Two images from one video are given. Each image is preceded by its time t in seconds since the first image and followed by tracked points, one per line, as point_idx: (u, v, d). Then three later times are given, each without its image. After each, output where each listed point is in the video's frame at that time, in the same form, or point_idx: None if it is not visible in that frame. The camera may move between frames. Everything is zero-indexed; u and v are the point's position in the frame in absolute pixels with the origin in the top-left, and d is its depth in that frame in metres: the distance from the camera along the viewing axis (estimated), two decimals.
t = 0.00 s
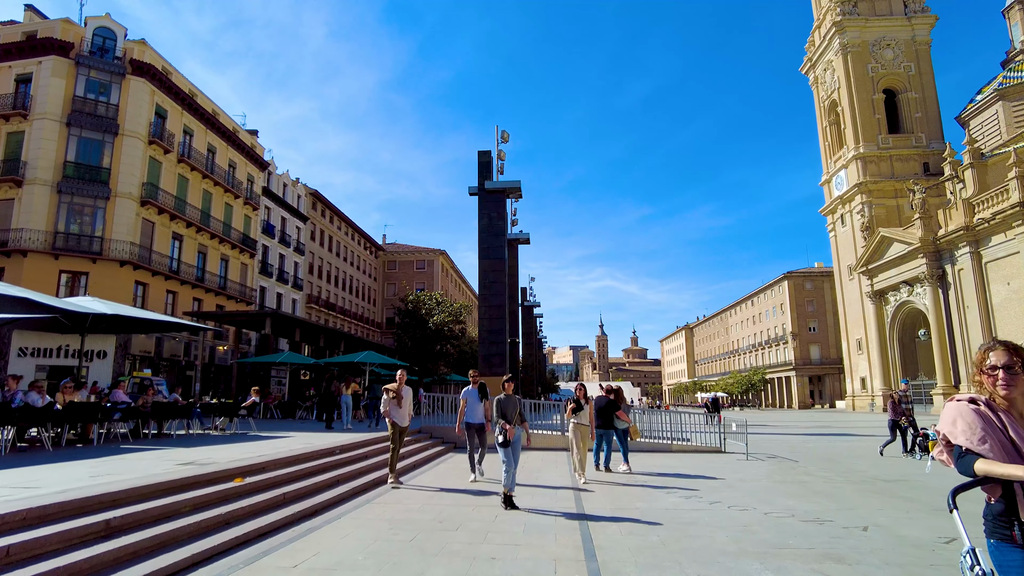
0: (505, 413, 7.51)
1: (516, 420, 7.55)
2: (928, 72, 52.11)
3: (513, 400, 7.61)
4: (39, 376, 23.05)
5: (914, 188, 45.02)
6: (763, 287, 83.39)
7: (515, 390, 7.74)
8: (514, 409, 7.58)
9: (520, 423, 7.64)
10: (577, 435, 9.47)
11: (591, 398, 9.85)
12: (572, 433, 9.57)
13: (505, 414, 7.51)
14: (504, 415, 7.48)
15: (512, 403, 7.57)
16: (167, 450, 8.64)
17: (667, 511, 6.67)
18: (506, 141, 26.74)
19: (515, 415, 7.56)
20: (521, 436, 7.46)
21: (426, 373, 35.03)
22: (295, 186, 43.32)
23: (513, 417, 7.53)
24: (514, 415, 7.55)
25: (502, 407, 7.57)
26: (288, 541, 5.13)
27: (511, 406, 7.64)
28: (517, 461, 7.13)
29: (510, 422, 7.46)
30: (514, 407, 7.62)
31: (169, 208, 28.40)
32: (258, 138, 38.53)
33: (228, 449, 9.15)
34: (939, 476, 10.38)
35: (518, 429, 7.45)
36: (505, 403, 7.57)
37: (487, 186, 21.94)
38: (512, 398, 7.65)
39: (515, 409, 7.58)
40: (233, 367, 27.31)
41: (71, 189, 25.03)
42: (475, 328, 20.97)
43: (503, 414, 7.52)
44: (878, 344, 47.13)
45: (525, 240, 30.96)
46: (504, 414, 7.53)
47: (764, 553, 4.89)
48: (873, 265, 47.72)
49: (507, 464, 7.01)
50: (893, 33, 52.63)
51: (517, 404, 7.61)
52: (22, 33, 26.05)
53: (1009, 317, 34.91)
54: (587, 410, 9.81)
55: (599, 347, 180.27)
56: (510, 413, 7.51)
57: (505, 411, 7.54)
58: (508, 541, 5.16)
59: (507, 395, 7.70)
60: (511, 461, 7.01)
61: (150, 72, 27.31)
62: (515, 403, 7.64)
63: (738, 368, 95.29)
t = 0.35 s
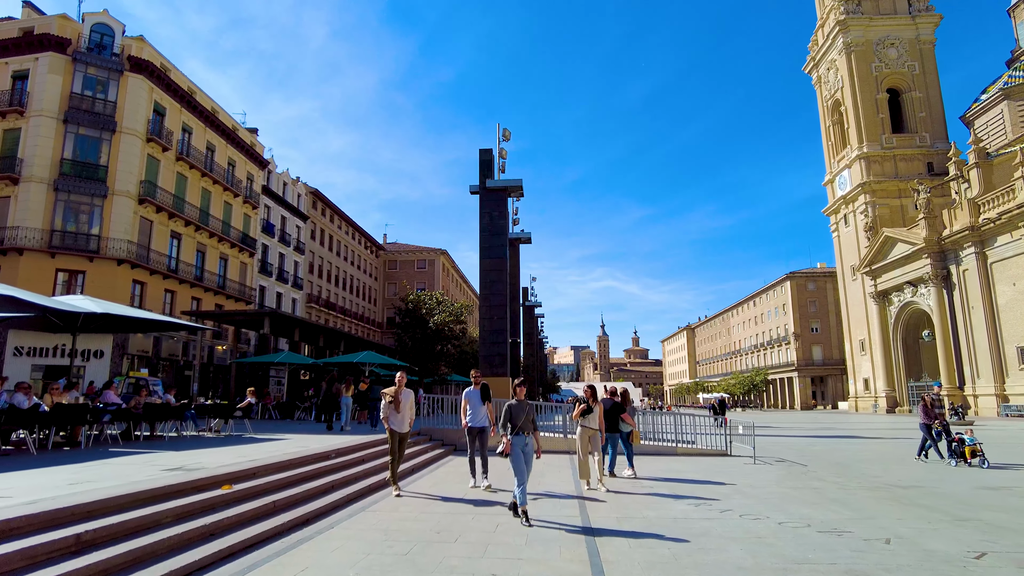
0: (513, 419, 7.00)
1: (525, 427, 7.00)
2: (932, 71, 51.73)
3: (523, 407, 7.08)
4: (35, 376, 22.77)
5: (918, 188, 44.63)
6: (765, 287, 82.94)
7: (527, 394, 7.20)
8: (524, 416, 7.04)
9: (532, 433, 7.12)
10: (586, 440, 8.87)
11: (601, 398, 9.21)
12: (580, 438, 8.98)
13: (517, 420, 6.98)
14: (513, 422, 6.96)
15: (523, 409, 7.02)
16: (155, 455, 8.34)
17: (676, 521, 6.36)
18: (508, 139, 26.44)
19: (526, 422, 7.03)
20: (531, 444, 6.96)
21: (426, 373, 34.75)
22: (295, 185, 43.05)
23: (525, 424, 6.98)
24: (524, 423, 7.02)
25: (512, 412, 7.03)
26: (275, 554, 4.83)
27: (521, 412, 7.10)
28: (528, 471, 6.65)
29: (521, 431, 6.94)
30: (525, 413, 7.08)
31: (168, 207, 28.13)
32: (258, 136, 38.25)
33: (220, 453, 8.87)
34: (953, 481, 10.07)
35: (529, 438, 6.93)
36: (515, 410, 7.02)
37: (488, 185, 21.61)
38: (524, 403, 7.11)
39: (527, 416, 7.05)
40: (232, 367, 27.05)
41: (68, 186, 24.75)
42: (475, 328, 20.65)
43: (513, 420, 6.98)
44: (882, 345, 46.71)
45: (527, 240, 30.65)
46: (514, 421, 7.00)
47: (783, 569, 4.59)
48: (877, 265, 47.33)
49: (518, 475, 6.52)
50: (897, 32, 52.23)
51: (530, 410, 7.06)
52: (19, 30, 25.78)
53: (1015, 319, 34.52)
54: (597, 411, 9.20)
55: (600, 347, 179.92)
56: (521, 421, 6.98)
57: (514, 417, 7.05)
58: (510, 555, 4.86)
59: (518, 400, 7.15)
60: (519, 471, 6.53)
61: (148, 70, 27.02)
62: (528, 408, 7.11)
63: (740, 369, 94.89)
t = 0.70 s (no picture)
0: (526, 415, 6.27)
1: (537, 425, 6.27)
2: (936, 69, 51.34)
3: (536, 402, 6.30)
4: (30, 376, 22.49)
5: (922, 186, 44.24)
6: (767, 287, 82.49)
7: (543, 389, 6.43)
8: (537, 412, 6.29)
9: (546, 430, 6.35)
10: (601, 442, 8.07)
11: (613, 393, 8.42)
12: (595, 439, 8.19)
13: (528, 417, 6.26)
14: (523, 420, 6.24)
15: (536, 405, 6.28)
16: (142, 454, 8.02)
17: (686, 525, 6.03)
18: (509, 136, 26.12)
19: (538, 419, 6.28)
20: (543, 444, 6.23)
21: (426, 372, 34.47)
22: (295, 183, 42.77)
23: (538, 423, 6.26)
24: (536, 420, 6.29)
25: (524, 408, 6.30)
26: (259, 561, 4.53)
27: (535, 408, 6.35)
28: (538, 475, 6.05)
29: (532, 429, 6.23)
30: (539, 410, 6.32)
31: (165, 204, 27.84)
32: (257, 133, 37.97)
33: (210, 452, 8.55)
34: (968, 481, 9.75)
35: (541, 438, 6.21)
36: (528, 405, 6.29)
37: (488, 182, 21.29)
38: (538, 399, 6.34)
39: (541, 413, 6.30)
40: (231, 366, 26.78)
41: (64, 183, 24.48)
42: (475, 327, 20.33)
43: (524, 416, 6.27)
44: (886, 345, 46.31)
45: (527, 238, 30.33)
46: (526, 418, 6.28)
47: None
48: (880, 264, 46.93)
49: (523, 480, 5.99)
50: (900, 30, 51.83)
51: (545, 407, 6.29)
52: (15, 25, 25.50)
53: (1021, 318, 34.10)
54: (611, 407, 8.39)
55: (601, 348, 179.51)
56: (533, 419, 6.24)
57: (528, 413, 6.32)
58: (511, 562, 4.56)
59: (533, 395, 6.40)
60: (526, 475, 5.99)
61: (145, 65, 26.73)
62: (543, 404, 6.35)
63: (741, 369, 94.44)
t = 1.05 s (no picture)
0: (548, 419, 5.62)
1: (561, 430, 5.62)
2: (943, 65, 50.80)
3: (558, 404, 5.70)
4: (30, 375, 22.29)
5: (930, 183, 43.72)
6: (772, 286, 81.92)
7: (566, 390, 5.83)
8: (559, 415, 5.66)
9: (571, 435, 5.69)
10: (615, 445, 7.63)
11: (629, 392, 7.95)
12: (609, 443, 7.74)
13: (550, 421, 5.63)
14: (544, 425, 5.61)
15: (558, 406, 5.67)
16: (132, 457, 7.72)
17: (698, 533, 5.70)
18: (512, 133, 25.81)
19: (561, 424, 5.63)
20: (568, 450, 5.58)
21: (429, 372, 34.20)
22: (297, 181, 42.54)
23: (561, 427, 5.63)
24: (559, 424, 5.64)
25: (546, 411, 5.68)
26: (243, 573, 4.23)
27: (556, 411, 5.72)
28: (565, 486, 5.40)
29: (555, 434, 5.59)
30: (562, 413, 5.69)
31: (166, 203, 27.62)
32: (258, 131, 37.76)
33: (202, 455, 8.24)
34: (990, 483, 9.38)
35: (566, 443, 5.55)
36: (550, 407, 5.67)
37: (491, 179, 21.00)
38: (558, 400, 5.74)
39: (565, 416, 5.66)
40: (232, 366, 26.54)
41: (63, 181, 24.26)
42: (479, 326, 20.01)
43: (545, 420, 5.64)
44: (892, 345, 45.78)
45: (531, 236, 29.99)
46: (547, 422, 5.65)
47: None
48: (887, 262, 46.42)
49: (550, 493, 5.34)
50: (907, 26, 51.29)
51: (567, 409, 5.67)
52: (13, 22, 25.30)
53: None
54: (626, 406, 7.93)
55: (605, 347, 178.93)
56: (555, 423, 5.61)
57: (550, 417, 5.67)
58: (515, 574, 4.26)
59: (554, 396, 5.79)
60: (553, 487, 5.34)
61: (145, 63, 26.51)
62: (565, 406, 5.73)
63: (746, 368, 93.88)
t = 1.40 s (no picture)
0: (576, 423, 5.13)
1: (590, 436, 5.15)
2: (958, 61, 49.91)
3: (586, 406, 5.21)
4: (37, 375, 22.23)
5: (945, 180, 42.90)
6: (783, 285, 81.04)
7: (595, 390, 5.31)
8: (588, 420, 5.17)
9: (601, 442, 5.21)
10: (629, 450, 7.31)
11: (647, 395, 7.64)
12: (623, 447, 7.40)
13: (578, 425, 5.14)
14: (572, 430, 5.13)
15: (587, 409, 5.17)
16: (127, 460, 7.44)
17: (720, 543, 5.32)
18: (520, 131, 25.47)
19: (591, 429, 5.16)
20: (599, 458, 5.08)
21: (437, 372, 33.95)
22: (305, 181, 42.43)
23: (591, 432, 5.15)
24: (588, 429, 5.16)
25: (572, 414, 5.18)
26: None
27: (585, 414, 5.23)
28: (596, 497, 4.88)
29: (584, 440, 5.11)
30: (591, 417, 5.20)
31: (172, 202, 27.53)
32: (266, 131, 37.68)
33: (199, 458, 7.96)
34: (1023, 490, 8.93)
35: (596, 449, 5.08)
36: (577, 410, 5.18)
37: (499, 177, 20.68)
38: (587, 401, 5.24)
39: (595, 419, 5.17)
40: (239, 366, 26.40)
41: (69, 180, 24.18)
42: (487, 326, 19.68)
43: (572, 425, 5.15)
44: (906, 345, 44.97)
45: (540, 235, 29.64)
46: (575, 427, 5.16)
47: None
48: (900, 261, 45.64)
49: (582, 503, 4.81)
50: (921, 21, 50.43)
51: (597, 412, 5.18)
52: (20, 22, 25.28)
53: None
54: (643, 409, 7.60)
55: (614, 348, 178.12)
56: (583, 428, 5.13)
57: (578, 421, 5.17)
58: None
59: (581, 398, 5.30)
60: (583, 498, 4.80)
61: (151, 62, 26.44)
62: (594, 408, 5.23)
63: (757, 368, 92.97)
